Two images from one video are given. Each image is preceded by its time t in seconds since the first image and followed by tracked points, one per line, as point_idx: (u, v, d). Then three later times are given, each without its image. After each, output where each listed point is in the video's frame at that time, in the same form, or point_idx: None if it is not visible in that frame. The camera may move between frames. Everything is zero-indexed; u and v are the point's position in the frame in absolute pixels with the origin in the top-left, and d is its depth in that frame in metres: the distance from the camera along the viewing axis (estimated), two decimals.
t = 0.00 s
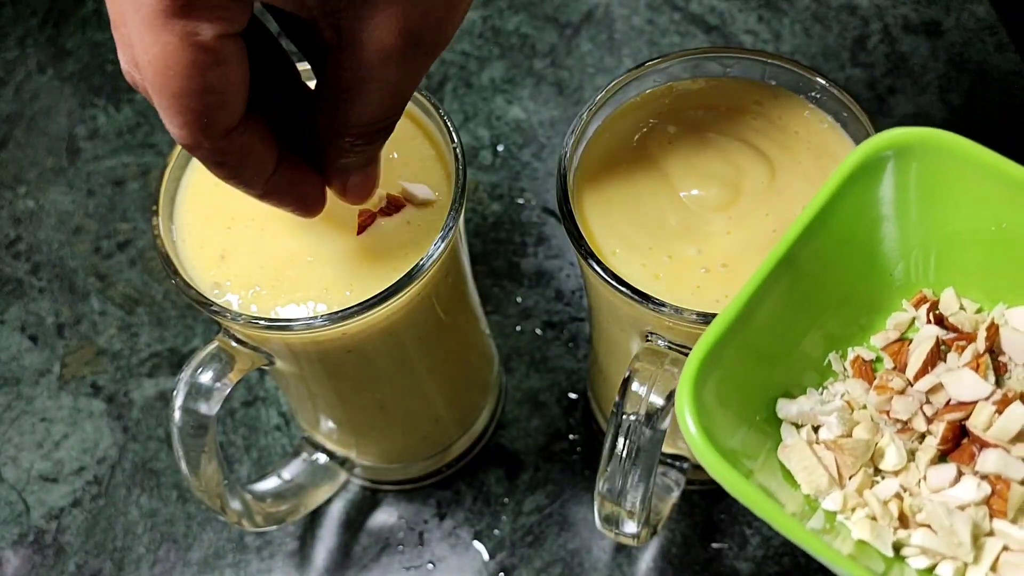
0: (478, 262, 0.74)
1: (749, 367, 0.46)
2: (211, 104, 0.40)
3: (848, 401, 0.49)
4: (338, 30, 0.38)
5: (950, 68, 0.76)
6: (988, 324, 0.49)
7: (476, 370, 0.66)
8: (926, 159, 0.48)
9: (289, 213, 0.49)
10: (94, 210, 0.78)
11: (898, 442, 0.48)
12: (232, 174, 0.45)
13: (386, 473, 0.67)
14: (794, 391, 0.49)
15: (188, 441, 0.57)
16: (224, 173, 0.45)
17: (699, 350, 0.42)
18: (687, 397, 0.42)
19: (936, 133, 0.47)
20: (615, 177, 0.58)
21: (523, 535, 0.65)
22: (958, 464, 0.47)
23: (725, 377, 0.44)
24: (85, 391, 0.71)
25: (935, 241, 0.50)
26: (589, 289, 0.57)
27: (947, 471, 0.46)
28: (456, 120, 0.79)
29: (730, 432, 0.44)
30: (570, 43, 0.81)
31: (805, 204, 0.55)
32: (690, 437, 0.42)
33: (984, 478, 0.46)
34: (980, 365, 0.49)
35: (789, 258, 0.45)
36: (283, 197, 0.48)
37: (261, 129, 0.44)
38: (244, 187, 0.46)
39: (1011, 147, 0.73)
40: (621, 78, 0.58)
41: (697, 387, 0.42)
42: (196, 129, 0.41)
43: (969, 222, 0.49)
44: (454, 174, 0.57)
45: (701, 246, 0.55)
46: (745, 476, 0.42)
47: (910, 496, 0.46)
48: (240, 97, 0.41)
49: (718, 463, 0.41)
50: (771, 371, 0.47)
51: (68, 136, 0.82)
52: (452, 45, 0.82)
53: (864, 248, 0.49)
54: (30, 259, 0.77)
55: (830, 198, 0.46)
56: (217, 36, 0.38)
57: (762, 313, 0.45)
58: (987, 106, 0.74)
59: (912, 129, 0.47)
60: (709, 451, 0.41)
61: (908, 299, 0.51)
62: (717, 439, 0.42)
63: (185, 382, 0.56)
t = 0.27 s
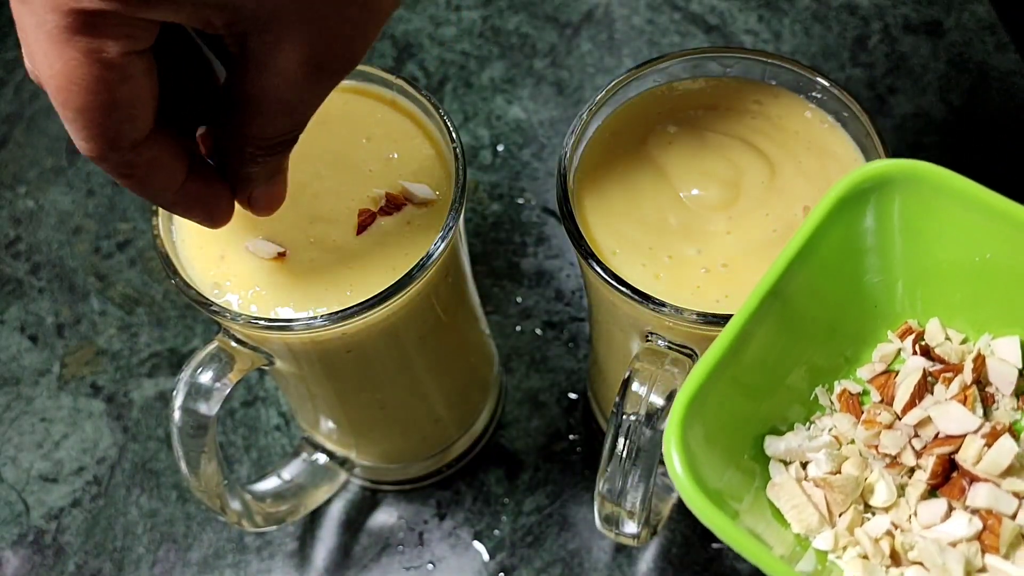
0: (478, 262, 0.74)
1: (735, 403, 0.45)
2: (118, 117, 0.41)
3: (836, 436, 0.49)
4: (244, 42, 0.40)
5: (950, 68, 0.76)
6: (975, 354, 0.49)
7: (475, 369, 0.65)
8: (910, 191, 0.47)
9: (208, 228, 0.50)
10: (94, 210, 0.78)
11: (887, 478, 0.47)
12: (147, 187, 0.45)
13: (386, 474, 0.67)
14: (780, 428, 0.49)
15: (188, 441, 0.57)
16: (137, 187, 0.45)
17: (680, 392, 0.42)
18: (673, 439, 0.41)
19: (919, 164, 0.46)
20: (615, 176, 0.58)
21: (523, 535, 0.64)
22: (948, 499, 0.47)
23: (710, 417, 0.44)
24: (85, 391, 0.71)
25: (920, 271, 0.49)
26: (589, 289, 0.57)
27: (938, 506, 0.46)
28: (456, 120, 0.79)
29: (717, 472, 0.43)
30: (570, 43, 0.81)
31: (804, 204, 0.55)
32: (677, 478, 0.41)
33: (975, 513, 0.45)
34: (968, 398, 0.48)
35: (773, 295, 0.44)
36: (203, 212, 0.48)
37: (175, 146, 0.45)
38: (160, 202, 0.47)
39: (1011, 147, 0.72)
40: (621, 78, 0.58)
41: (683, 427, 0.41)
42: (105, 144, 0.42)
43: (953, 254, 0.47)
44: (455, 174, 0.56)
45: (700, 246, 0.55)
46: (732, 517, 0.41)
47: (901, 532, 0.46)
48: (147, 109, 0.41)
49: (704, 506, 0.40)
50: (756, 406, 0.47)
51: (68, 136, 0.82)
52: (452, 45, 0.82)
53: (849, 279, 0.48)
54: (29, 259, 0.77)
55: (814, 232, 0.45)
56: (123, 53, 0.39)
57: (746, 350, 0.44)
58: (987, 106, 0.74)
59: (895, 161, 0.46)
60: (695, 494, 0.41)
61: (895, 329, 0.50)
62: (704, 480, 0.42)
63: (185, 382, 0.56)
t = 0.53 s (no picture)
0: (478, 262, 0.74)
1: (736, 416, 0.45)
2: (129, 39, 0.41)
3: (837, 450, 0.49)
4: None
5: (950, 69, 0.76)
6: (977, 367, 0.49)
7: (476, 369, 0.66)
8: (911, 203, 0.46)
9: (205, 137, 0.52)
10: (94, 210, 0.78)
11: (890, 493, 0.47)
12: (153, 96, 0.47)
13: (385, 474, 0.67)
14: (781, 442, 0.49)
15: (188, 441, 0.57)
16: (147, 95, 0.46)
17: (684, 409, 0.42)
18: (676, 455, 0.41)
19: (919, 177, 0.46)
20: (615, 175, 0.58)
21: (523, 535, 0.64)
22: (951, 512, 0.46)
23: (712, 432, 0.44)
24: (85, 391, 0.71)
25: (918, 283, 0.49)
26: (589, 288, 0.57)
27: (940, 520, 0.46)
28: (456, 120, 0.79)
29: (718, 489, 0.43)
30: (570, 43, 0.81)
31: (803, 204, 0.55)
32: (679, 495, 0.41)
33: (978, 527, 0.45)
34: (970, 412, 0.48)
35: (776, 310, 0.44)
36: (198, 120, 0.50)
37: (186, 62, 0.46)
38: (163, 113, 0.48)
39: (1011, 147, 0.72)
40: (622, 77, 0.58)
41: (687, 443, 0.41)
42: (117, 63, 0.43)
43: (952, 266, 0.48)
44: (455, 174, 0.56)
45: (700, 246, 0.55)
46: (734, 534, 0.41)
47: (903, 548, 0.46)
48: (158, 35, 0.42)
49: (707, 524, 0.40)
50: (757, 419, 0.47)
51: (67, 136, 0.82)
52: (452, 45, 0.82)
53: (850, 291, 0.48)
54: (29, 259, 0.77)
55: (816, 246, 0.45)
56: None
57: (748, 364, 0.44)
58: (987, 106, 0.74)
59: (896, 174, 0.46)
60: (698, 511, 0.41)
61: (894, 340, 0.51)
62: (707, 497, 0.42)
63: (185, 382, 0.56)
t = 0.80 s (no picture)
0: (478, 262, 0.74)
1: (740, 422, 0.45)
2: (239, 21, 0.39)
3: (839, 456, 0.49)
4: None
5: (950, 68, 0.76)
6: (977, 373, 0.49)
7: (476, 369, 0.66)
8: (913, 209, 0.46)
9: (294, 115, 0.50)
10: (94, 211, 0.78)
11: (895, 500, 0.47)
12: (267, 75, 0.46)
13: (385, 474, 0.67)
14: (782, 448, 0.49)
15: (188, 441, 0.57)
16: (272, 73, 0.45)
17: (687, 416, 0.42)
18: (679, 463, 0.41)
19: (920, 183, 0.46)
20: (615, 176, 0.58)
21: (523, 535, 0.65)
22: (954, 519, 0.46)
23: (714, 437, 0.44)
24: (85, 391, 0.71)
25: (921, 287, 0.49)
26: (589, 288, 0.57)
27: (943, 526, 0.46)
28: (456, 120, 0.79)
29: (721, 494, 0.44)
30: (570, 43, 0.82)
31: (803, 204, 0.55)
32: (682, 503, 0.41)
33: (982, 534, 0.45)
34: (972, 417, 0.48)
35: (777, 315, 0.44)
36: (302, 102, 0.49)
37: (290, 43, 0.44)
38: (270, 95, 0.48)
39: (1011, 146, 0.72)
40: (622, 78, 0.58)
41: (691, 451, 0.42)
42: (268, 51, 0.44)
43: (953, 272, 0.48)
44: (455, 174, 0.57)
45: (700, 246, 0.55)
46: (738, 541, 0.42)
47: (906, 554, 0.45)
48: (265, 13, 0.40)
49: (711, 532, 0.41)
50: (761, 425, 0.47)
51: (68, 136, 0.82)
52: (452, 45, 0.82)
53: (851, 297, 0.48)
54: (30, 259, 0.77)
55: (819, 252, 0.45)
56: None
57: (751, 369, 0.44)
58: (987, 106, 0.74)
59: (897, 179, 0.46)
60: (701, 518, 0.41)
61: (895, 346, 0.51)
62: (710, 504, 0.42)
63: (185, 382, 0.56)
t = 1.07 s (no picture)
0: (478, 262, 0.74)
1: (738, 420, 0.45)
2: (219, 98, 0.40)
3: (838, 454, 0.49)
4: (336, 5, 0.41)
5: (950, 68, 0.76)
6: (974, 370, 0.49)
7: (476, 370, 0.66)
8: (910, 208, 0.46)
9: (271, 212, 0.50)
10: (94, 211, 0.78)
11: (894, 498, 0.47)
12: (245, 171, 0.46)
13: (385, 474, 0.67)
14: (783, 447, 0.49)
15: (188, 440, 0.57)
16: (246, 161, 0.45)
17: (686, 415, 0.42)
18: (679, 461, 0.41)
19: (918, 182, 0.46)
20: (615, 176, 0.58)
21: (523, 534, 0.65)
22: (953, 515, 0.46)
23: (714, 435, 0.44)
24: (85, 391, 0.71)
25: (919, 287, 0.49)
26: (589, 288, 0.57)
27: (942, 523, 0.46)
28: (456, 120, 0.79)
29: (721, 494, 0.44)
30: (570, 43, 0.82)
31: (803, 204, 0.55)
32: (683, 500, 0.41)
33: (980, 529, 0.45)
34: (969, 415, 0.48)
35: (776, 313, 0.44)
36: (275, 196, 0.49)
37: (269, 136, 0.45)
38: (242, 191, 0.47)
39: (1011, 146, 0.72)
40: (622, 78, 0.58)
41: (690, 448, 0.42)
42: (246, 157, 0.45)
43: (951, 271, 0.48)
44: (455, 174, 0.57)
45: (700, 246, 0.55)
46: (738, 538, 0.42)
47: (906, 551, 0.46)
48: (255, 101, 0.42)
49: (711, 529, 0.41)
50: (760, 424, 0.47)
51: (68, 136, 0.82)
52: (452, 45, 0.82)
53: (850, 295, 0.48)
54: (30, 259, 0.77)
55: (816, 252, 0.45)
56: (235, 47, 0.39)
57: (748, 368, 0.44)
58: (987, 106, 0.74)
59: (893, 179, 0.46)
60: (702, 516, 0.41)
61: (894, 344, 0.51)
62: (710, 502, 0.42)
63: (185, 382, 0.56)
